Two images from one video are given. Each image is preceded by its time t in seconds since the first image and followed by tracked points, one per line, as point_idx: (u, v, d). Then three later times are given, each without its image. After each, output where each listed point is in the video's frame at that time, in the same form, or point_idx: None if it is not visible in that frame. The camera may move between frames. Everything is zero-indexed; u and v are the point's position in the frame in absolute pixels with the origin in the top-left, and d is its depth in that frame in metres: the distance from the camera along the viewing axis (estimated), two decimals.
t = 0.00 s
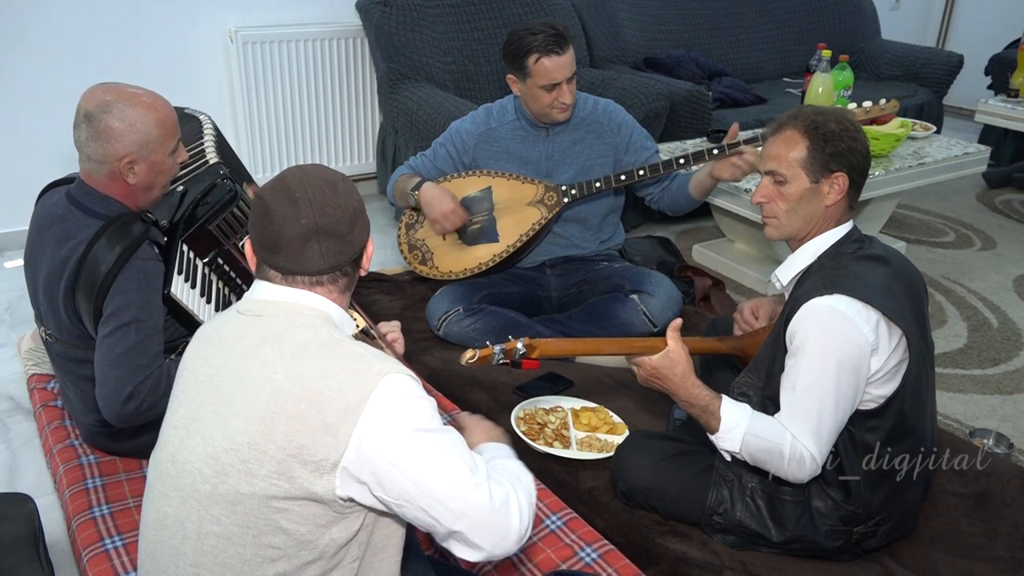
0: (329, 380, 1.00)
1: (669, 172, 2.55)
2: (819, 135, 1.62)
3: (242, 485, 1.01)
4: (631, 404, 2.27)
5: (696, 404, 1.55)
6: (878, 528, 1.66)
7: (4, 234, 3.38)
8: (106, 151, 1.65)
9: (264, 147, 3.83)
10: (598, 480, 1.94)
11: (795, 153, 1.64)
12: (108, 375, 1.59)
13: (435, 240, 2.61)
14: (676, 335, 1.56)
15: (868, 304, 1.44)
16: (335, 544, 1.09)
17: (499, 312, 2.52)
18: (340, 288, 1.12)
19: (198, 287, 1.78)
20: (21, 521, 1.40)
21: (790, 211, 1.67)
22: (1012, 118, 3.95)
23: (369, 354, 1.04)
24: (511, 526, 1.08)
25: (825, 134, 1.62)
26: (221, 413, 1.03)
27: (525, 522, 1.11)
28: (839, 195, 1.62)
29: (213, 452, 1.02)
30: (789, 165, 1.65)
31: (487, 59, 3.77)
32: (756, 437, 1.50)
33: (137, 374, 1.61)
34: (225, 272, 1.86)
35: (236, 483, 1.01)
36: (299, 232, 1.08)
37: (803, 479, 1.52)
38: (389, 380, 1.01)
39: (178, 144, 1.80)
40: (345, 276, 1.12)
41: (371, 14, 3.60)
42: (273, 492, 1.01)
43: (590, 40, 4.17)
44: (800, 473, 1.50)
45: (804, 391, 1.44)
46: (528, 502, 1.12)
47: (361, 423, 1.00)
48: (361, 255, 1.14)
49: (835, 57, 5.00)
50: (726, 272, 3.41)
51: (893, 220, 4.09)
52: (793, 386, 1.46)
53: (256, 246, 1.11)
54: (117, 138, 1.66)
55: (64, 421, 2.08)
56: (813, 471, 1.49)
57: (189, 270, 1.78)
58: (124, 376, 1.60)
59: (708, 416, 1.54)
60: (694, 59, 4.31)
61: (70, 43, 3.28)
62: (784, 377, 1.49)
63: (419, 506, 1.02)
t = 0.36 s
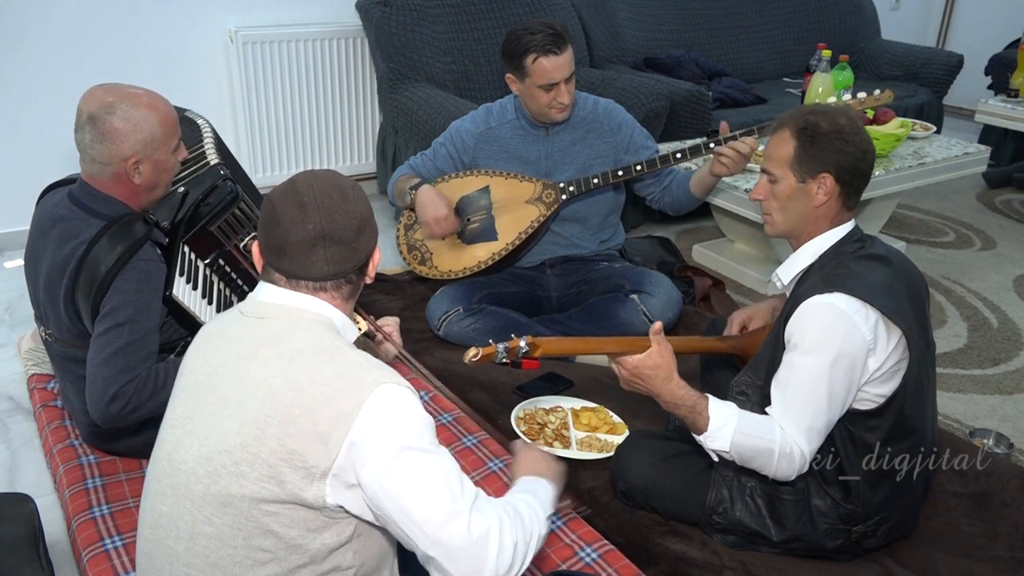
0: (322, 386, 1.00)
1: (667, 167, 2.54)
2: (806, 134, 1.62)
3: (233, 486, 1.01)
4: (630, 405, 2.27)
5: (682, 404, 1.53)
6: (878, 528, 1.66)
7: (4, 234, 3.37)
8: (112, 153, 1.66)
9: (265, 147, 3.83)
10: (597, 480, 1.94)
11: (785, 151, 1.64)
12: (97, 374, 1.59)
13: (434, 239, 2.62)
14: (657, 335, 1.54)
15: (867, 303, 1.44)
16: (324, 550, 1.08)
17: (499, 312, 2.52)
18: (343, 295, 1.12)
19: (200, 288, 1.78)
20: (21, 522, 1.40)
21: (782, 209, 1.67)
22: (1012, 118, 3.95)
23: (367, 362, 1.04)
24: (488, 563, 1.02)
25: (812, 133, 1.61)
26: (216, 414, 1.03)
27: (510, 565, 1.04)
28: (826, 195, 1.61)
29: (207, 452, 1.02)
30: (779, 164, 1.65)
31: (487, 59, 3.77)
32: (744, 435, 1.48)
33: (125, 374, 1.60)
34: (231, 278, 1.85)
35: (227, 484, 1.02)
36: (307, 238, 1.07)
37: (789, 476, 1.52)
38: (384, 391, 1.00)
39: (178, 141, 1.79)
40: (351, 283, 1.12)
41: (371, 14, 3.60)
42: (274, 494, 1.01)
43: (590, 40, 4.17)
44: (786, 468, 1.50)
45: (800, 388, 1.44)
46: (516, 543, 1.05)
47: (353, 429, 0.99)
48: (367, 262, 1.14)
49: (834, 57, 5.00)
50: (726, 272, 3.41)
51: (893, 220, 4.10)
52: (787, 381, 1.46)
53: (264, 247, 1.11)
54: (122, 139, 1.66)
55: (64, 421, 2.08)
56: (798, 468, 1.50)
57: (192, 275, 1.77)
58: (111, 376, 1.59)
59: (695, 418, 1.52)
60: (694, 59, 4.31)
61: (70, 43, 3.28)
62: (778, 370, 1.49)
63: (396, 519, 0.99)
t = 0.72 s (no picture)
0: (322, 384, 1.00)
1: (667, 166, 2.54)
2: (793, 136, 1.62)
3: (235, 490, 1.01)
4: (630, 404, 2.27)
5: (687, 393, 1.53)
6: (878, 528, 1.66)
7: (4, 234, 3.37)
8: (113, 154, 1.66)
9: (265, 147, 3.83)
10: (597, 480, 1.94)
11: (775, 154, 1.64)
12: (95, 378, 1.60)
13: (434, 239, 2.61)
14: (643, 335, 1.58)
15: (867, 302, 1.44)
16: (327, 552, 1.09)
17: (499, 312, 2.51)
18: (341, 294, 1.12)
19: (200, 290, 1.77)
20: (21, 521, 1.40)
21: (774, 211, 1.68)
22: (1012, 118, 3.95)
23: (365, 363, 1.03)
24: (487, 555, 1.05)
25: (799, 134, 1.61)
26: (217, 416, 1.03)
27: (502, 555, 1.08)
28: (813, 197, 1.61)
29: (209, 454, 1.02)
30: (770, 164, 1.66)
31: (487, 59, 3.77)
32: (744, 427, 1.48)
33: (122, 378, 1.61)
34: (231, 279, 1.84)
35: (230, 487, 1.02)
36: (300, 235, 1.08)
37: (789, 475, 1.52)
38: (385, 393, 1.01)
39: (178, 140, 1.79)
40: (349, 280, 1.12)
41: (371, 14, 3.60)
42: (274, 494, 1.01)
43: (590, 40, 4.17)
44: (786, 465, 1.49)
45: (800, 387, 1.44)
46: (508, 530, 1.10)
47: (355, 429, 1.00)
48: (364, 260, 1.14)
49: (835, 57, 5.00)
50: (726, 272, 3.41)
51: (893, 220, 4.10)
52: (787, 380, 1.46)
53: (260, 247, 1.11)
54: (123, 140, 1.66)
55: (64, 421, 2.08)
56: (796, 467, 1.49)
57: (194, 277, 1.76)
58: (110, 381, 1.60)
59: (697, 406, 1.53)
60: (694, 59, 4.31)
61: (70, 42, 3.28)
62: (778, 369, 1.49)
63: (400, 520, 1.01)
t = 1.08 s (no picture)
0: (321, 381, 1.00)
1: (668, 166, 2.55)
2: (808, 137, 1.61)
3: (233, 485, 1.01)
4: (631, 404, 2.27)
5: (687, 395, 1.53)
6: (878, 528, 1.66)
7: (4, 234, 3.37)
8: (113, 152, 1.66)
9: (265, 147, 3.83)
10: (597, 480, 1.94)
11: (786, 154, 1.64)
12: (96, 377, 1.60)
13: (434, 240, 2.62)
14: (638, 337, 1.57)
15: (867, 302, 1.44)
16: (323, 551, 1.08)
17: (499, 312, 2.51)
18: (345, 291, 1.12)
19: (200, 289, 1.77)
20: (21, 521, 1.40)
21: (785, 212, 1.67)
22: (1013, 118, 3.95)
23: (365, 359, 1.03)
24: (493, 555, 1.03)
25: (814, 135, 1.61)
26: (217, 412, 1.03)
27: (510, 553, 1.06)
28: (831, 195, 1.61)
29: (209, 450, 1.03)
30: (779, 166, 1.65)
31: (487, 59, 3.77)
32: (744, 431, 1.48)
33: (122, 377, 1.61)
34: (231, 278, 1.84)
35: (229, 482, 1.02)
36: (306, 233, 1.08)
37: (790, 475, 1.53)
38: (383, 388, 1.01)
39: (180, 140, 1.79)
40: (354, 277, 1.12)
41: (371, 14, 3.61)
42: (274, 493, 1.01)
43: (590, 40, 4.17)
44: (786, 467, 1.49)
45: (799, 387, 1.44)
46: (517, 532, 1.07)
47: (353, 427, 0.99)
48: (369, 259, 1.14)
49: (835, 57, 5.00)
50: (726, 272, 3.41)
51: (893, 220, 4.10)
52: (788, 381, 1.46)
53: (266, 243, 1.11)
54: (123, 139, 1.66)
55: (64, 421, 2.08)
56: (797, 466, 1.49)
57: (194, 275, 1.76)
58: (110, 379, 1.60)
59: (696, 408, 1.53)
60: (694, 59, 4.31)
61: (70, 42, 3.28)
62: (778, 369, 1.49)
63: (402, 518, 1.00)
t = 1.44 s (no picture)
0: (326, 381, 1.00)
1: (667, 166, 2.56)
2: (815, 137, 1.62)
3: (238, 484, 1.01)
4: (631, 404, 2.27)
5: (696, 408, 1.56)
6: (878, 528, 1.66)
7: (4, 234, 3.37)
8: (113, 152, 1.65)
9: (264, 147, 3.83)
10: (597, 480, 1.94)
11: (791, 154, 1.64)
12: (97, 378, 1.59)
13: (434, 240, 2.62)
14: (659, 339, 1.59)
15: (868, 304, 1.44)
16: (329, 548, 1.08)
17: (499, 312, 2.50)
18: (348, 292, 1.12)
19: (200, 289, 1.78)
20: (21, 521, 1.40)
21: (788, 213, 1.66)
22: (1012, 118, 3.95)
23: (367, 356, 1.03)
24: (489, 553, 1.06)
25: (821, 135, 1.62)
26: (220, 413, 1.03)
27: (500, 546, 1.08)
28: (837, 195, 1.61)
29: (212, 450, 1.03)
30: (784, 167, 1.64)
31: (487, 59, 3.77)
32: (755, 441, 1.50)
33: (123, 379, 1.61)
34: (231, 278, 1.85)
35: (234, 482, 1.02)
36: (311, 233, 1.08)
37: (806, 480, 1.53)
38: (387, 388, 1.01)
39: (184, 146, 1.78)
40: (358, 279, 1.12)
41: (371, 14, 3.61)
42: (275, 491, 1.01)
43: (590, 40, 4.17)
44: (801, 473, 1.50)
45: (806, 391, 1.44)
46: (508, 527, 1.10)
47: (359, 425, 1.00)
48: (372, 260, 1.13)
49: (835, 57, 5.00)
50: (726, 272, 3.41)
51: (893, 220, 4.10)
52: (794, 387, 1.46)
53: (269, 244, 1.11)
54: (124, 140, 1.65)
55: (64, 421, 2.08)
56: (814, 473, 1.50)
57: (193, 275, 1.77)
58: (112, 380, 1.60)
59: (707, 420, 1.55)
60: (694, 59, 4.31)
61: (70, 43, 3.28)
62: (784, 377, 1.49)
63: (405, 515, 1.01)
